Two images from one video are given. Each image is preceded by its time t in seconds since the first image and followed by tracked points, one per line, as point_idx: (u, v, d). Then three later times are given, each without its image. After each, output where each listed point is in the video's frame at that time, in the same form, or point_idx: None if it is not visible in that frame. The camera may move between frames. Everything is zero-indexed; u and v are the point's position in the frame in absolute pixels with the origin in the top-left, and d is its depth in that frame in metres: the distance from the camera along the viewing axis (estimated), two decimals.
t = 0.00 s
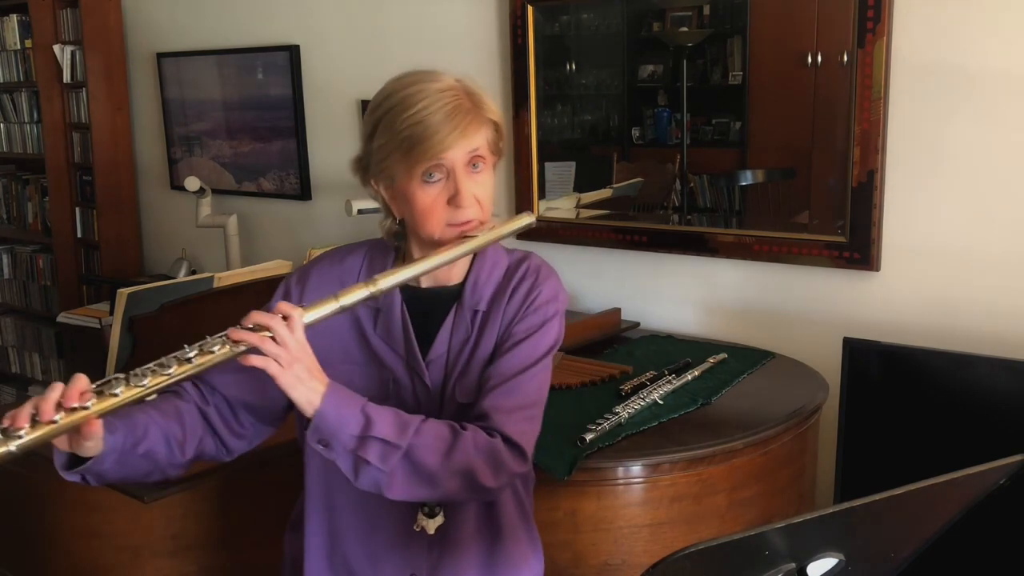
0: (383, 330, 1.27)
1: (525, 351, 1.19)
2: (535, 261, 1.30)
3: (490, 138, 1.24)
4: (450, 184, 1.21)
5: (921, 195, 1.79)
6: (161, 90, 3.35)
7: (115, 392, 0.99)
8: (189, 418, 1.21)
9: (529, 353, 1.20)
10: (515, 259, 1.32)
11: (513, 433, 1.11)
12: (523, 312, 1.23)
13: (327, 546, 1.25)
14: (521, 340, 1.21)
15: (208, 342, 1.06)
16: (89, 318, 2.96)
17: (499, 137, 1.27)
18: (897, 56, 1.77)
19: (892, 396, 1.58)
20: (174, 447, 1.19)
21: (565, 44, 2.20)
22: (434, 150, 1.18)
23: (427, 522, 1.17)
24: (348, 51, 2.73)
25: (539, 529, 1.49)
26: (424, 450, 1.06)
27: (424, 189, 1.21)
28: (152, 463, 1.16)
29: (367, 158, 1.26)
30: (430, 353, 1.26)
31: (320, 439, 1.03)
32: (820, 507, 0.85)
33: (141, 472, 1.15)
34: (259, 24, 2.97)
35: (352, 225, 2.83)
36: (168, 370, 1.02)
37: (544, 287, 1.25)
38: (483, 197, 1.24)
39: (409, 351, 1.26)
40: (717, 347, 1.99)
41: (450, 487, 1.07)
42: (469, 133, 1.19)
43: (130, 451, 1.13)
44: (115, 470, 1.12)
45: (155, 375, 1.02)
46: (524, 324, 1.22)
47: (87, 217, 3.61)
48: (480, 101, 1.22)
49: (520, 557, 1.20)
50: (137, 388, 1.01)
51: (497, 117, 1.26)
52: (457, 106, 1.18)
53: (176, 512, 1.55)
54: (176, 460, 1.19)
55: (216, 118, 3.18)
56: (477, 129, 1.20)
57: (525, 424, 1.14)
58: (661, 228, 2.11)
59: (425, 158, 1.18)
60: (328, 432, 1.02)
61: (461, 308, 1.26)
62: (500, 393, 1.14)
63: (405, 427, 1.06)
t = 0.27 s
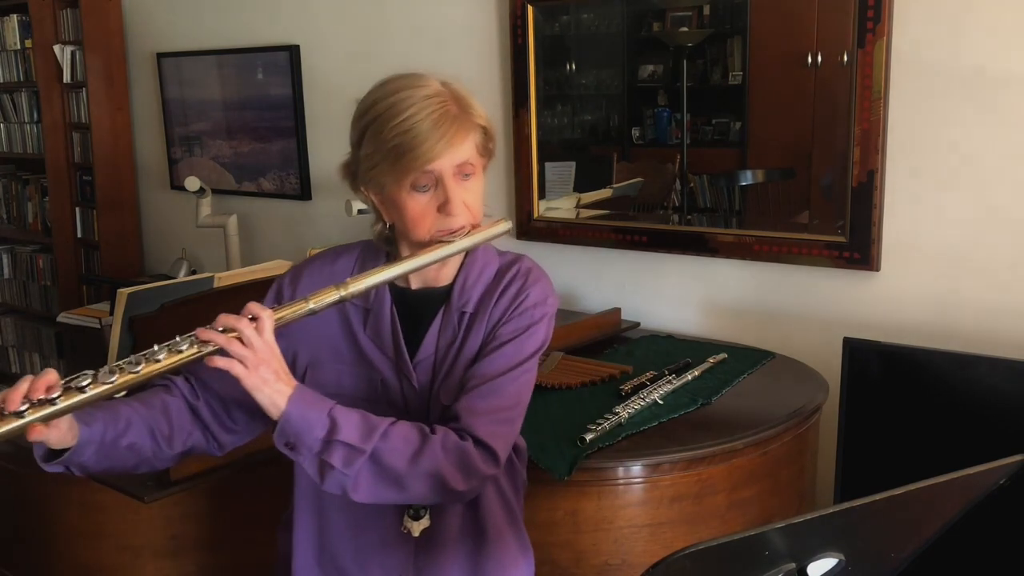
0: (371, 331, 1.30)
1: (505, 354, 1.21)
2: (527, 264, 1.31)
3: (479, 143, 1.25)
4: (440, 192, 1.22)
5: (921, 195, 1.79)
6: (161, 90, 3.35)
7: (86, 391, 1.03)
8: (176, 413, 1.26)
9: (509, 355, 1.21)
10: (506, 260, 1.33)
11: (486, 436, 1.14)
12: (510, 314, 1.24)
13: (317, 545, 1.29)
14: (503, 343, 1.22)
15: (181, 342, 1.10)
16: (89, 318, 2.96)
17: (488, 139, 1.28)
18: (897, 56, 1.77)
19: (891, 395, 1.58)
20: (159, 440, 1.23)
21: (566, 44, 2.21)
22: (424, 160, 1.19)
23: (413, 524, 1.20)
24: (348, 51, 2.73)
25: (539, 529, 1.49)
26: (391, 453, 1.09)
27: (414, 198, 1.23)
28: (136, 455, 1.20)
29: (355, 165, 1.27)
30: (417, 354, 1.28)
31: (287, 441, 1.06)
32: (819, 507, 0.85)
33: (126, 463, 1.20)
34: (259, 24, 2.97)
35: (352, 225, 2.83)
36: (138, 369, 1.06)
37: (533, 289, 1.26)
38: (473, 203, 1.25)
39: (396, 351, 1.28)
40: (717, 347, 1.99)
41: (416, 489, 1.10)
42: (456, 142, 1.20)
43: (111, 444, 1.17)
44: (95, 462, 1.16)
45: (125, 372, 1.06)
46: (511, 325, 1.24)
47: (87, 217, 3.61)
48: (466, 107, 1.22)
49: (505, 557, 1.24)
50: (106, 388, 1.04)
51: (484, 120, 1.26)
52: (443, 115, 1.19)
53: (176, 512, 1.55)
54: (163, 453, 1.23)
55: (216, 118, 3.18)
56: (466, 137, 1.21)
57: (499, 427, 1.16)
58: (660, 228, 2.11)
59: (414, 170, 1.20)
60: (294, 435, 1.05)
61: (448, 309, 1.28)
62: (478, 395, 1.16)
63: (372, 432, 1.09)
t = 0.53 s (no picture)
0: (364, 332, 1.30)
1: (497, 361, 1.20)
2: (521, 269, 1.31)
3: (472, 149, 1.25)
4: (432, 199, 1.22)
5: (921, 195, 1.79)
6: (161, 90, 3.35)
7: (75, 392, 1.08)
8: (167, 410, 1.28)
9: (500, 362, 1.21)
10: (502, 266, 1.33)
11: (474, 443, 1.13)
12: (503, 321, 1.24)
13: (309, 547, 1.29)
14: (495, 350, 1.22)
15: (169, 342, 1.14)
16: (89, 318, 2.96)
17: (482, 144, 1.28)
18: (897, 56, 1.77)
19: (891, 396, 1.58)
20: (149, 436, 1.26)
21: (566, 44, 2.21)
22: (417, 167, 1.19)
23: (404, 527, 1.21)
24: (348, 51, 2.73)
25: (539, 529, 1.49)
26: (377, 459, 1.09)
27: (407, 205, 1.23)
28: (126, 450, 1.24)
29: (348, 170, 1.27)
30: (409, 359, 1.28)
31: (273, 447, 1.07)
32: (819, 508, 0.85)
33: (117, 458, 1.23)
34: (259, 24, 2.97)
35: (352, 224, 2.83)
36: (128, 371, 1.10)
37: (527, 295, 1.26)
38: (466, 210, 1.25)
39: (388, 355, 1.28)
40: (717, 347, 1.99)
41: (402, 497, 1.10)
42: (449, 149, 1.20)
43: (99, 439, 1.20)
44: (85, 456, 1.20)
45: (114, 373, 1.11)
46: (504, 332, 1.23)
47: (87, 217, 3.61)
48: (458, 113, 1.22)
49: (498, 559, 1.24)
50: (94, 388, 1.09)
51: (478, 126, 1.26)
52: (436, 121, 1.19)
53: (175, 513, 1.54)
54: (153, 449, 1.27)
55: (216, 119, 3.18)
56: (459, 143, 1.21)
57: (488, 434, 1.15)
58: (660, 228, 2.11)
59: (406, 177, 1.20)
60: (280, 440, 1.06)
61: (442, 313, 1.28)
62: (468, 401, 1.16)
63: (357, 438, 1.09)
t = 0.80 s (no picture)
0: (360, 332, 1.30)
1: (493, 360, 1.20)
2: (517, 269, 1.31)
3: (470, 151, 1.25)
4: (431, 202, 1.23)
5: (920, 195, 1.79)
6: (161, 90, 3.35)
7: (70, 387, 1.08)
8: (160, 406, 1.29)
9: (496, 361, 1.21)
10: (499, 265, 1.33)
11: (469, 442, 1.13)
12: (499, 320, 1.24)
13: (307, 547, 1.30)
14: (491, 349, 1.22)
15: (166, 338, 1.14)
16: (90, 318, 2.96)
17: (479, 146, 1.28)
18: (897, 56, 1.77)
19: (891, 395, 1.58)
20: (142, 431, 1.26)
21: (566, 44, 2.21)
22: (415, 173, 1.19)
23: (403, 527, 1.21)
24: (348, 51, 2.73)
25: (539, 529, 1.49)
26: (373, 458, 1.09)
27: (405, 208, 1.23)
28: (119, 445, 1.24)
29: (345, 173, 1.27)
30: (405, 358, 1.28)
31: (269, 445, 1.07)
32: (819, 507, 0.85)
33: (108, 453, 1.23)
34: (259, 24, 2.97)
35: (352, 224, 2.83)
36: (123, 367, 1.10)
37: (524, 294, 1.26)
38: (465, 212, 1.25)
39: (385, 355, 1.28)
40: (717, 347, 1.99)
41: (399, 495, 1.10)
42: (447, 153, 1.20)
43: (92, 434, 1.20)
44: (78, 451, 1.20)
45: (109, 368, 1.10)
46: (500, 332, 1.23)
47: (86, 217, 3.61)
48: (454, 116, 1.22)
49: (495, 559, 1.24)
50: (89, 383, 1.09)
51: (475, 127, 1.26)
52: (432, 126, 1.19)
53: (175, 512, 1.54)
54: (146, 444, 1.27)
55: (216, 119, 3.18)
56: (457, 147, 1.21)
57: (484, 433, 1.15)
58: (660, 228, 2.11)
59: (405, 182, 1.20)
60: (276, 438, 1.06)
61: (438, 313, 1.28)
62: (463, 400, 1.16)
63: (354, 436, 1.09)
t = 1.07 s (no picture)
0: (361, 330, 1.30)
1: (494, 358, 1.20)
2: (518, 266, 1.31)
3: (470, 148, 1.25)
4: (432, 201, 1.23)
5: (920, 194, 1.79)
6: (161, 90, 3.35)
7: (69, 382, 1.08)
8: (161, 404, 1.29)
9: (497, 359, 1.21)
10: (500, 263, 1.33)
11: (470, 439, 1.13)
12: (500, 318, 1.24)
13: (308, 546, 1.30)
14: (492, 346, 1.22)
15: (165, 336, 1.14)
16: (89, 318, 2.96)
17: (479, 143, 1.27)
18: (897, 56, 1.77)
19: (891, 396, 1.58)
20: (142, 430, 1.26)
21: (566, 44, 2.20)
22: (415, 171, 1.19)
23: (404, 526, 1.21)
24: (348, 51, 2.73)
25: (539, 529, 1.49)
26: (374, 456, 1.09)
27: (406, 207, 1.23)
28: (119, 443, 1.24)
29: (346, 173, 1.27)
30: (406, 357, 1.28)
31: (270, 445, 1.07)
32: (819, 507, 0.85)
33: (109, 450, 1.24)
34: (259, 24, 2.97)
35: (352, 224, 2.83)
36: (123, 362, 1.10)
37: (524, 292, 1.26)
38: (466, 210, 1.25)
39: (386, 355, 1.28)
40: (717, 347, 1.99)
41: (400, 493, 1.10)
42: (447, 151, 1.20)
43: (91, 431, 1.21)
44: (77, 447, 1.20)
45: (108, 364, 1.10)
46: (501, 330, 1.23)
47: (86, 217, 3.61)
48: (454, 114, 1.22)
49: (496, 556, 1.24)
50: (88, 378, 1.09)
51: (474, 124, 1.26)
52: (432, 124, 1.19)
53: (175, 512, 1.54)
54: (146, 443, 1.27)
55: (216, 119, 3.18)
56: (457, 144, 1.21)
57: (485, 430, 1.15)
58: (660, 228, 2.11)
59: (405, 181, 1.20)
60: (276, 438, 1.06)
61: (439, 311, 1.28)
62: (464, 398, 1.16)
63: (354, 434, 1.09)
